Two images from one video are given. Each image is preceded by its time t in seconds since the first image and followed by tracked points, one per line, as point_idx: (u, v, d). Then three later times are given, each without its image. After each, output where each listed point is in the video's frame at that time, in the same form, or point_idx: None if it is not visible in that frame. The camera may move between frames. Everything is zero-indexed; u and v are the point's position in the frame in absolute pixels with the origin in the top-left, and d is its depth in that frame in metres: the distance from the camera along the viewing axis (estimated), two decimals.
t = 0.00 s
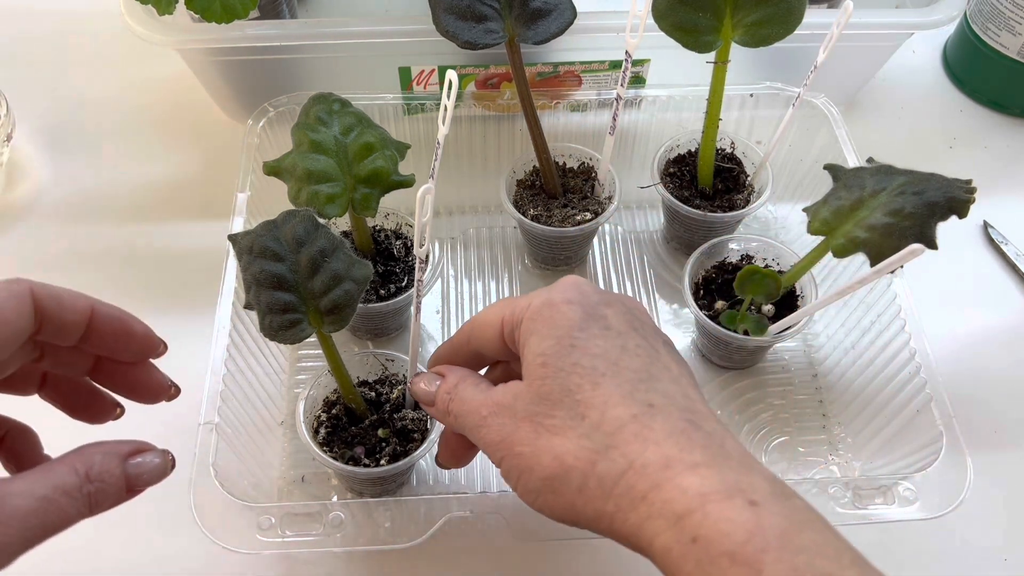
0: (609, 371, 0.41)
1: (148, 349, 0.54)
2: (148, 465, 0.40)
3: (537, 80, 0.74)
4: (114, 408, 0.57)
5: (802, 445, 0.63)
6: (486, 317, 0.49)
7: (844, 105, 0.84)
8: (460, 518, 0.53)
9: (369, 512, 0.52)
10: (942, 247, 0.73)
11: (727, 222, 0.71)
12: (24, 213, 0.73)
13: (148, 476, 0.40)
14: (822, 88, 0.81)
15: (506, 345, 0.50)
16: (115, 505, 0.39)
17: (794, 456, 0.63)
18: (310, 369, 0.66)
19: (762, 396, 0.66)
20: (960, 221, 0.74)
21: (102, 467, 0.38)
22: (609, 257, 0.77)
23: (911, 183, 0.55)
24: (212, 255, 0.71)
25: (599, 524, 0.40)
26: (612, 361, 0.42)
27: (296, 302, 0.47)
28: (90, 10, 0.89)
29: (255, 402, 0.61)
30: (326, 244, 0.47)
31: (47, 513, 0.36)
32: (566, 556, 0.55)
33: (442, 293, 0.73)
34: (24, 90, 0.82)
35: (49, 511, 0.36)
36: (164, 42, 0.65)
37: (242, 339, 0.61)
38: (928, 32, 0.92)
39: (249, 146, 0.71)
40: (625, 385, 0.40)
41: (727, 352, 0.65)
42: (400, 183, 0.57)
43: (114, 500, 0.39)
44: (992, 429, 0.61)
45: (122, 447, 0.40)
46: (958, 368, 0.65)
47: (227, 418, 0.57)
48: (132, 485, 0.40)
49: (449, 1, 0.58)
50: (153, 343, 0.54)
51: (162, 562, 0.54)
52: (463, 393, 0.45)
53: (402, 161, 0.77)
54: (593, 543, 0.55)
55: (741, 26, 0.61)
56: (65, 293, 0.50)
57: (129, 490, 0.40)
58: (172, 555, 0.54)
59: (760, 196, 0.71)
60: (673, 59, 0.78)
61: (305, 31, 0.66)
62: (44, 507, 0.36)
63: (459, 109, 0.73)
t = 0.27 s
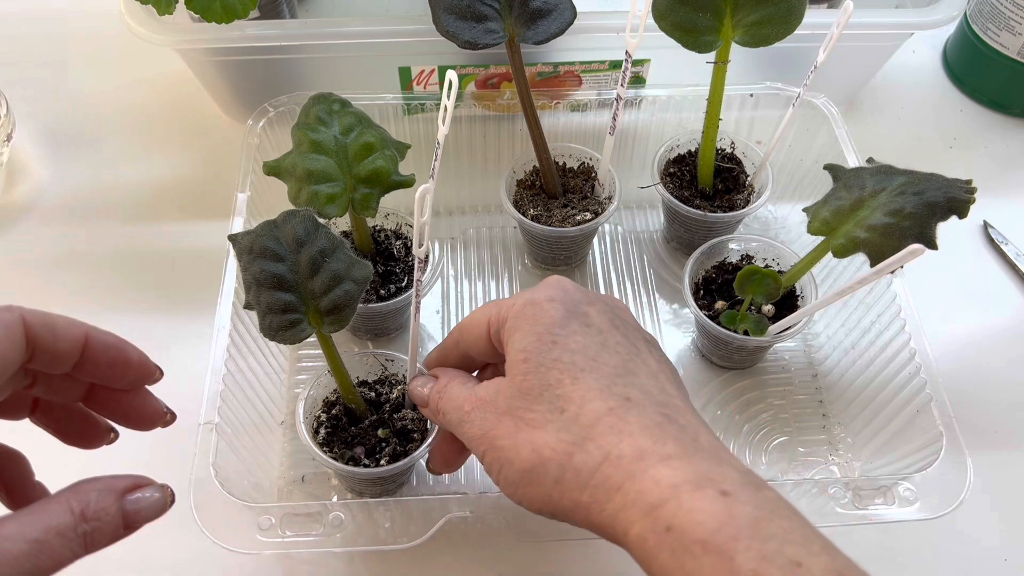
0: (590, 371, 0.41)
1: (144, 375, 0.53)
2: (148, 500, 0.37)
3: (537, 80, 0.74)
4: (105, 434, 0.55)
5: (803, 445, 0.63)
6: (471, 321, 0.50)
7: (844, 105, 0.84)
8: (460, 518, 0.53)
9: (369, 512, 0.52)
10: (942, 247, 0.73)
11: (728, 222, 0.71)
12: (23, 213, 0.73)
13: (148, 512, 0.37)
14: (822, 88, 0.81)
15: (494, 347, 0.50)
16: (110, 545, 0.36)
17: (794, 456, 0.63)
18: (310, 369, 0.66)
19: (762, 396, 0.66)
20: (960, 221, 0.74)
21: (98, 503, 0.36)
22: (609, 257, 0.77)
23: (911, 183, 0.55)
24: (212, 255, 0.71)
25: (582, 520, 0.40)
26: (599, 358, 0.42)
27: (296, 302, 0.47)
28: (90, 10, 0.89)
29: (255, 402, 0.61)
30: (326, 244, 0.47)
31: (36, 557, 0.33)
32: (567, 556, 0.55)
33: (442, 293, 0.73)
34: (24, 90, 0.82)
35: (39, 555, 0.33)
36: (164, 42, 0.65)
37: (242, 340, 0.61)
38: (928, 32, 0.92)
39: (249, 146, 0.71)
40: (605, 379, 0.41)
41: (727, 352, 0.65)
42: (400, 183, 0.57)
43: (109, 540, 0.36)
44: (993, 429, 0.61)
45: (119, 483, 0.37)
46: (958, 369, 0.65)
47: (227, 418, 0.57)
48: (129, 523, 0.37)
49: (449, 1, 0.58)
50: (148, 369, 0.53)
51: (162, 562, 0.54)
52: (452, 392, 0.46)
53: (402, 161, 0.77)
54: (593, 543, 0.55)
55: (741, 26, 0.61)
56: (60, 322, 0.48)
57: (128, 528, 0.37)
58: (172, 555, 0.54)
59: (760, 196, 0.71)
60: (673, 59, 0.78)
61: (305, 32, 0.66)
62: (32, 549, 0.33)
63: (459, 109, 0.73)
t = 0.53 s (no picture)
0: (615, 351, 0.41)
1: (145, 375, 0.53)
2: (151, 498, 0.38)
3: (537, 80, 0.74)
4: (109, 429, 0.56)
5: (802, 445, 0.63)
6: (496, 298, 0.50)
7: (844, 104, 0.84)
8: (460, 518, 0.53)
9: (368, 511, 0.52)
10: (942, 247, 0.73)
11: (727, 222, 0.71)
12: (23, 212, 0.73)
13: (152, 510, 0.38)
14: (822, 87, 0.81)
15: (518, 325, 0.51)
16: (115, 545, 0.37)
17: (794, 456, 0.63)
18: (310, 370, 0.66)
19: (762, 396, 0.66)
20: (960, 221, 0.74)
21: (100, 505, 0.36)
22: (609, 257, 0.77)
23: (910, 183, 0.55)
24: (212, 255, 0.71)
25: (608, 503, 0.40)
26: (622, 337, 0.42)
27: (297, 291, 0.46)
28: (90, 10, 0.89)
29: (256, 402, 0.61)
30: (321, 229, 0.46)
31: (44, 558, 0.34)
32: (567, 555, 0.55)
33: (442, 293, 0.73)
34: (23, 89, 0.82)
35: (44, 557, 0.34)
36: (165, 42, 0.66)
37: (242, 340, 0.61)
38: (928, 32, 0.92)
39: (249, 147, 0.71)
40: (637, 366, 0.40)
41: (727, 352, 0.65)
42: (400, 182, 0.57)
43: (114, 539, 0.36)
44: (993, 430, 0.61)
45: (120, 481, 0.37)
46: (958, 369, 0.65)
47: (227, 418, 0.57)
48: (133, 521, 0.37)
49: (449, 1, 0.58)
50: (150, 368, 0.53)
51: (162, 561, 0.54)
52: (479, 364, 0.46)
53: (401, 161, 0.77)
54: (592, 543, 0.55)
55: (741, 26, 0.61)
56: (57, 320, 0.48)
57: (132, 527, 0.38)
58: (172, 555, 0.54)
59: (760, 196, 0.71)
60: (673, 60, 0.78)
61: (305, 32, 0.66)
62: (36, 551, 0.33)
63: (459, 109, 0.73)
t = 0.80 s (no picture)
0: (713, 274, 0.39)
1: (222, 292, 0.51)
2: (232, 471, 0.36)
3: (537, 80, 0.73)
4: (213, 363, 0.55)
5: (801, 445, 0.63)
6: (585, 220, 0.47)
7: (846, 104, 0.84)
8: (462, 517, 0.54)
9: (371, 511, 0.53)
10: (943, 248, 0.72)
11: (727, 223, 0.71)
12: (23, 212, 0.73)
13: (233, 483, 0.36)
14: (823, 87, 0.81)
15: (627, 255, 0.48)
16: (192, 518, 0.35)
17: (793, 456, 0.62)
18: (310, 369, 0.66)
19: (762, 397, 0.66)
20: (960, 221, 0.74)
21: (173, 475, 0.35)
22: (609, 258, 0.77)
23: (911, 183, 0.55)
24: (212, 255, 0.71)
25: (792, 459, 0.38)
26: (736, 260, 0.39)
27: (364, 154, 0.36)
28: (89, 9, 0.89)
29: (255, 403, 0.61)
30: (405, 82, 0.36)
31: (110, 528, 0.32)
32: (566, 557, 0.55)
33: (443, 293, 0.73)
34: (23, 89, 0.82)
35: (113, 526, 0.33)
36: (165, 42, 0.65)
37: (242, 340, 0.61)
38: (929, 33, 0.92)
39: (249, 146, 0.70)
40: (862, 312, 0.39)
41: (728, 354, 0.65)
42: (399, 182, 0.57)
43: (192, 512, 0.35)
44: (993, 431, 0.61)
45: (202, 451, 0.36)
46: (959, 370, 0.65)
47: (227, 418, 0.56)
48: (213, 496, 0.36)
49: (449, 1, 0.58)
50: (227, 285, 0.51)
51: (160, 563, 0.54)
52: (591, 277, 0.43)
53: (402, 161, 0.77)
54: (592, 545, 0.55)
55: (741, 26, 0.61)
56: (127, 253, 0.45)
57: (212, 502, 0.36)
58: (170, 556, 0.54)
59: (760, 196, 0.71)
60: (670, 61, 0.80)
61: (305, 31, 0.66)
62: (102, 520, 0.32)
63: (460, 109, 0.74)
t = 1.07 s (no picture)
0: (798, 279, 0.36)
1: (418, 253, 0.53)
2: (428, 470, 0.38)
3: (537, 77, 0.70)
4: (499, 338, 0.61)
5: (806, 446, 0.61)
6: (702, 208, 0.46)
7: (847, 102, 0.80)
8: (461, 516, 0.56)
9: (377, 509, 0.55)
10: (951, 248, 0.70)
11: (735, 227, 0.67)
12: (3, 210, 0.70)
13: (424, 484, 0.38)
14: (825, 86, 0.79)
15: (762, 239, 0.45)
16: (375, 512, 0.37)
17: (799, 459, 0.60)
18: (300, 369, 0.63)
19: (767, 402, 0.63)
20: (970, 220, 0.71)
21: (363, 464, 0.36)
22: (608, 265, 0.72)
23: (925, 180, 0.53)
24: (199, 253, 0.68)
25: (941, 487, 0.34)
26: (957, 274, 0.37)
27: (409, 93, 0.32)
28: None
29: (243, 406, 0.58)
30: (467, 9, 0.32)
31: (276, 503, 0.34)
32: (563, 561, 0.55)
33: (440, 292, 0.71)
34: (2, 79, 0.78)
35: (293, 505, 0.34)
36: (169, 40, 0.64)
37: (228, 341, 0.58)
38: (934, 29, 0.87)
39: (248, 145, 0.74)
40: None
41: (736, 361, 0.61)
42: (396, 182, 0.55)
43: (381, 502, 0.37)
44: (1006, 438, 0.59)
45: (398, 446, 0.38)
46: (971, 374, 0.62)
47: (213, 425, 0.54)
48: (401, 494, 0.37)
49: None
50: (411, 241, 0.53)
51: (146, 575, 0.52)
52: (717, 270, 0.37)
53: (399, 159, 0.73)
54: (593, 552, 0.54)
55: (742, 23, 0.58)
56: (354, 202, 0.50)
57: (399, 500, 0.38)
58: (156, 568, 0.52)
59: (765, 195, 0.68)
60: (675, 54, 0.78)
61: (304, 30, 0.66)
62: (273, 495, 0.34)
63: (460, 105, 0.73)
